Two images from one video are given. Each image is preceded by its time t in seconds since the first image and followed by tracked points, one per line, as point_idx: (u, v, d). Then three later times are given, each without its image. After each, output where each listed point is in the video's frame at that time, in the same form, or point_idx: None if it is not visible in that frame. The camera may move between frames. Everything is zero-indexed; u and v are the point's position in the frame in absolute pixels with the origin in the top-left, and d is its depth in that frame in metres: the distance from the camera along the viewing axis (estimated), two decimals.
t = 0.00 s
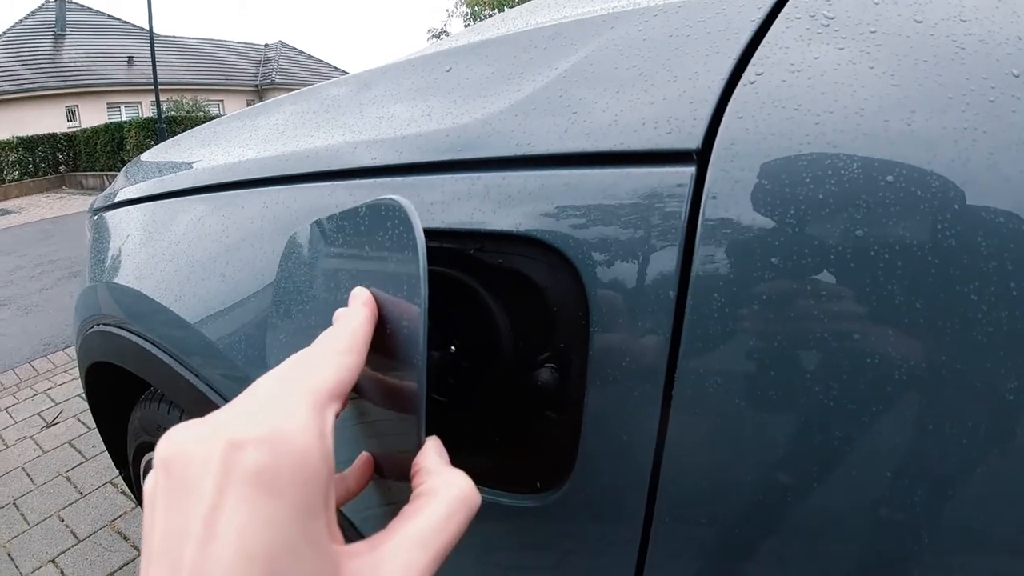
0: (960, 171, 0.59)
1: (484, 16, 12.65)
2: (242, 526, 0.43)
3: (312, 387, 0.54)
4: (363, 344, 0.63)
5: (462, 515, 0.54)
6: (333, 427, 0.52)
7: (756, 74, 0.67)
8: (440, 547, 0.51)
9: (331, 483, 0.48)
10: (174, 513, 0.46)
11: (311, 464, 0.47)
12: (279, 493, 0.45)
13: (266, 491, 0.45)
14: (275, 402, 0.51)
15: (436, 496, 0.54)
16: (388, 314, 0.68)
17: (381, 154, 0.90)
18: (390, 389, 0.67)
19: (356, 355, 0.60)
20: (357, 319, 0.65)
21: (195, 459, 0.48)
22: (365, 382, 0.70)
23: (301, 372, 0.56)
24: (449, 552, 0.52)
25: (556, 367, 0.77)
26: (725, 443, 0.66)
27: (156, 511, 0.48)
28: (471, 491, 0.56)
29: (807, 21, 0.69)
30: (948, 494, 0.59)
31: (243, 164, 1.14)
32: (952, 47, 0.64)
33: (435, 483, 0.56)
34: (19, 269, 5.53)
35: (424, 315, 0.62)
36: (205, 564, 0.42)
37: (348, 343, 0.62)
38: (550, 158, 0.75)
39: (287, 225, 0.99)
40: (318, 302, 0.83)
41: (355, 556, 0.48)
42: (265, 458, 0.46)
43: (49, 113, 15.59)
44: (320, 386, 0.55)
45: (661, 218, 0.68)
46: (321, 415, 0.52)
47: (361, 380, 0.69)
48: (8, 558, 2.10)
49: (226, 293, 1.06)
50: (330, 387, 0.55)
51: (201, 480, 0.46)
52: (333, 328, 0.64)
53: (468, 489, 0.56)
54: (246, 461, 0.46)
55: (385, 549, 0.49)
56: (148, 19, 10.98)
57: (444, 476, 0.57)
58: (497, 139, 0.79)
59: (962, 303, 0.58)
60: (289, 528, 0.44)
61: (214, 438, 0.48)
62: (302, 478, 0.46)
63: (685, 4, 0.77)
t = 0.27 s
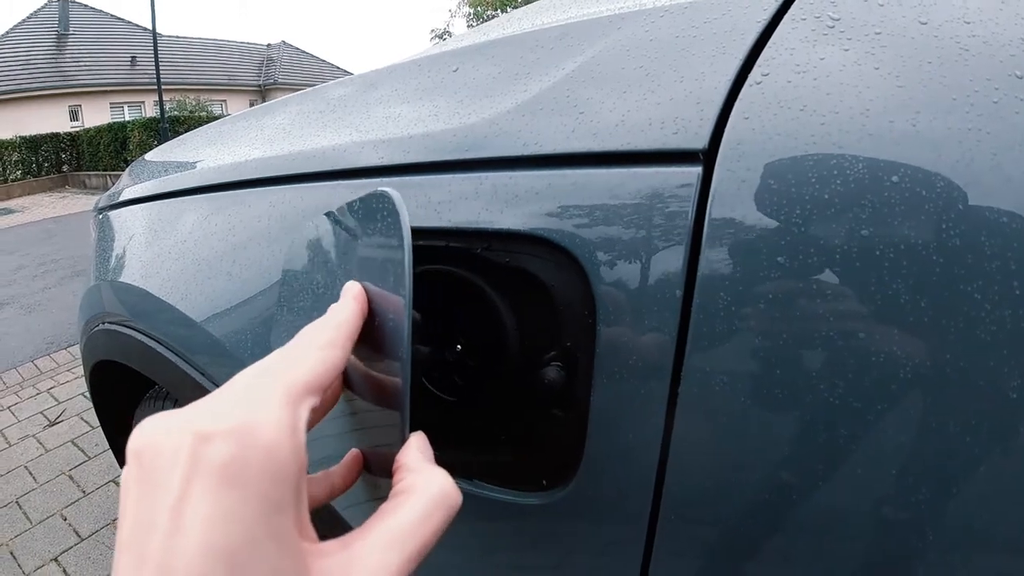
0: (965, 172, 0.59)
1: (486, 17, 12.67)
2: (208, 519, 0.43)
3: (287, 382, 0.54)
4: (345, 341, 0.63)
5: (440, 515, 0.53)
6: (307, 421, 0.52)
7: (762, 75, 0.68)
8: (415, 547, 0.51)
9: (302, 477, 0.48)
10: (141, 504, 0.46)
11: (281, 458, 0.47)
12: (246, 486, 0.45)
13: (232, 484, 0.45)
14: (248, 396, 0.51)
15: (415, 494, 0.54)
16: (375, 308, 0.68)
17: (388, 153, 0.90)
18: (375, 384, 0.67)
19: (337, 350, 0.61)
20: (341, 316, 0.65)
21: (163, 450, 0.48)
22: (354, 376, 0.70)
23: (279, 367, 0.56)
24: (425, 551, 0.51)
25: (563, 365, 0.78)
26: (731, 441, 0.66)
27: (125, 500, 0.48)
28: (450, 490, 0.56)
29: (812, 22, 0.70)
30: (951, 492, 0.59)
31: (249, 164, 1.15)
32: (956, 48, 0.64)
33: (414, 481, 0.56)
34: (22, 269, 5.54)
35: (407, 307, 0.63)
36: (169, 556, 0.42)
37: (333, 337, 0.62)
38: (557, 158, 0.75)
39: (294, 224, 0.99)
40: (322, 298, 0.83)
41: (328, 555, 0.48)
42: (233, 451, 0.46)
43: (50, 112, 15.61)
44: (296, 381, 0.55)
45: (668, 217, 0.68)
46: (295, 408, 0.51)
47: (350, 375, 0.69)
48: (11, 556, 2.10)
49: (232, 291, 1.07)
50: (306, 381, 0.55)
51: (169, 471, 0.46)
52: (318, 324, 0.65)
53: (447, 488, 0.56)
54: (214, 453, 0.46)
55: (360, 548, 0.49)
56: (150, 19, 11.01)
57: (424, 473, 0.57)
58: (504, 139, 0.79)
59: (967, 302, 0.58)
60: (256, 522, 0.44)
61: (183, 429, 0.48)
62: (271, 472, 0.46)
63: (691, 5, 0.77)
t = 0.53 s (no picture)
0: (970, 172, 0.60)
1: (488, 18, 12.68)
2: (170, 513, 0.44)
3: (259, 375, 0.54)
4: (327, 334, 0.63)
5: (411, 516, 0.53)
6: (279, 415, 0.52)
7: (769, 76, 0.68)
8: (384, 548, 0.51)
9: (268, 473, 0.48)
10: (108, 494, 0.47)
11: (246, 453, 0.47)
12: (208, 481, 0.45)
13: (195, 478, 0.45)
14: (219, 389, 0.51)
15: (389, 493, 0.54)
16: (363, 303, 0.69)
17: (396, 153, 0.91)
18: (361, 379, 0.68)
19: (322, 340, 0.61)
20: (325, 309, 0.65)
21: (133, 441, 0.48)
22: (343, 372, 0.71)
23: (255, 361, 0.56)
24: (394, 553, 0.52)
25: (570, 364, 0.78)
26: (736, 439, 0.67)
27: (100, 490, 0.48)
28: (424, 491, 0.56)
29: (819, 24, 0.70)
30: (956, 491, 0.60)
31: (256, 163, 1.15)
32: (961, 50, 0.65)
33: (389, 479, 0.56)
34: (25, 267, 5.55)
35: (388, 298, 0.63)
36: (130, 547, 0.43)
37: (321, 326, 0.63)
38: (565, 158, 0.76)
39: (301, 223, 0.99)
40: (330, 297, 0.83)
41: (296, 552, 0.49)
42: (197, 445, 0.46)
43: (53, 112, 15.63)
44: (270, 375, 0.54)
45: (675, 217, 0.69)
46: (265, 402, 0.51)
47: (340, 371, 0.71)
48: (14, 554, 2.11)
49: (239, 290, 1.07)
50: (280, 375, 0.55)
51: (137, 463, 0.47)
52: (302, 315, 0.64)
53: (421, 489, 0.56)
54: (178, 445, 0.46)
55: (328, 548, 0.50)
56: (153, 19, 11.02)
57: (399, 473, 0.57)
58: (511, 139, 0.80)
59: (971, 301, 0.58)
60: (217, 517, 0.44)
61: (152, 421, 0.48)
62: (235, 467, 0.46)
63: (698, 7, 0.78)
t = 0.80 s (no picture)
0: (976, 173, 0.60)
1: (490, 19, 12.69)
2: (128, 500, 0.43)
3: (228, 363, 0.53)
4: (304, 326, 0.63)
5: (381, 509, 0.51)
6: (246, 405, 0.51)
7: (777, 77, 0.69)
8: (354, 544, 0.49)
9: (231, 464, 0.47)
10: (74, 480, 0.46)
11: (206, 442, 0.46)
12: (168, 469, 0.44)
13: (155, 466, 0.44)
14: (186, 375, 0.51)
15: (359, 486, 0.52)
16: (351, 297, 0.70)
17: (403, 152, 0.91)
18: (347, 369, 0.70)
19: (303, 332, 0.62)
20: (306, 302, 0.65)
21: (97, 427, 0.48)
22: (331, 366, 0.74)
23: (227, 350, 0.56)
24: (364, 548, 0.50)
25: (577, 362, 0.78)
26: (741, 437, 0.67)
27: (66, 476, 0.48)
28: (396, 484, 0.53)
29: (826, 25, 0.71)
30: (960, 490, 0.60)
31: (263, 162, 1.16)
32: (967, 51, 0.65)
33: (362, 473, 0.54)
34: (28, 266, 5.56)
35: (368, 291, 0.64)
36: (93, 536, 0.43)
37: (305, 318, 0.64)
38: (573, 157, 0.76)
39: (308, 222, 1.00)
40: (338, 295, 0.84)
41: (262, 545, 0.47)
42: (157, 432, 0.45)
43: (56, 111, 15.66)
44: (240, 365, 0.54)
45: (683, 216, 0.69)
46: (231, 391, 0.51)
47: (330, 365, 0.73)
48: (17, 552, 2.12)
49: (247, 288, 1.08)
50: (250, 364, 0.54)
51: (100, 449, 0.46)
52: (283, 305, 0.65)
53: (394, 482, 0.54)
54: (139, 432, 0.45)
55: (295, 543, 0.48)
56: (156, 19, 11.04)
57: (372, 465, 0.55)
58: (519, 138, 0.80)
59: (977, 300, 0.59)
60: (174, 506, 0.43)
61: (116, 407, 0.48)
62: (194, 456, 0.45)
63: (705, 8, 0.78)
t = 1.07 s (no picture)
0: (982, 173, 0.60)
1: (493, 19, 12.69)
2: (83, 482, 0.43)
3: (197, 350, 0.53)
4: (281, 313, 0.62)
5: (345, 501, 0.51)
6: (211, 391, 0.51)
7: (785, 77, 0.69)
8: (314, 536, 0.49)
9: (191, 449, 0.47)
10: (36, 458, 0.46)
11: (164, 427, 0.45)
12: (128, 451, 0.44)
13: (114, 447, 0.44)
14: (153, 359, 0.50)
15: (325, 477, 0.52)
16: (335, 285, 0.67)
17: (411, 150, 0.92)
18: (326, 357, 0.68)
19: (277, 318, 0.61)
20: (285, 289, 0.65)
21: (61, 407, 0.47)
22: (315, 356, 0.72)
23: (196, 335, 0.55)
24: (325, 540, 0.49)
25: (586, 361, 0.79)
26: (748, 435, 0.67)
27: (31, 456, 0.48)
28: (363, 477, 0.53)
29: (833, 26, 0.71)
30: (966, 488, 0.60)
31: (270, 161, 1.16)
32: (973, 53, 0.65)
33: (329, 462, 0.54)
34: (32, 265, 5.58)
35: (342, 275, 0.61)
36: (50, 514, 0.42)
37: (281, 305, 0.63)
38: (581, 156, 0.76)
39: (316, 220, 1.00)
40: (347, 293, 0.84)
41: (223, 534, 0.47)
42: (113, 414, 0.45)
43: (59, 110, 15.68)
44: (208, 351, 0.53)
45: (692, 215, 0.69)
46: (195, 376, 0.50)
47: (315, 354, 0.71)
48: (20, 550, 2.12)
49: (254, 286, 1.08)
50: (218, 352, 0.53)
51: (63, 428, 0.46)
52: (263, 292, 0.64)
53: (361, 475, 0.54)
54: (100, 413, 0.45)
55: (256, 532, 0.48)
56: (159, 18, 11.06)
57: (340, 456, 0.55)
58: (528, 138, 0.81)
59: (983, 299, 0.59)
60: (127, 492, 0.43)
61: (81, 387, 0.47)
62: (150, 440, 0.44)
63: (713, 8, 0.79)
